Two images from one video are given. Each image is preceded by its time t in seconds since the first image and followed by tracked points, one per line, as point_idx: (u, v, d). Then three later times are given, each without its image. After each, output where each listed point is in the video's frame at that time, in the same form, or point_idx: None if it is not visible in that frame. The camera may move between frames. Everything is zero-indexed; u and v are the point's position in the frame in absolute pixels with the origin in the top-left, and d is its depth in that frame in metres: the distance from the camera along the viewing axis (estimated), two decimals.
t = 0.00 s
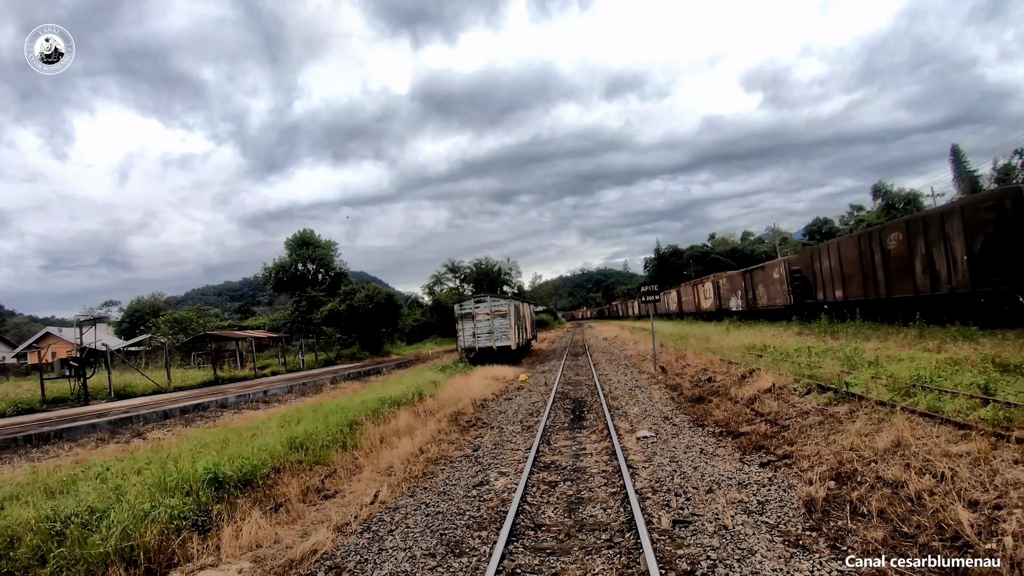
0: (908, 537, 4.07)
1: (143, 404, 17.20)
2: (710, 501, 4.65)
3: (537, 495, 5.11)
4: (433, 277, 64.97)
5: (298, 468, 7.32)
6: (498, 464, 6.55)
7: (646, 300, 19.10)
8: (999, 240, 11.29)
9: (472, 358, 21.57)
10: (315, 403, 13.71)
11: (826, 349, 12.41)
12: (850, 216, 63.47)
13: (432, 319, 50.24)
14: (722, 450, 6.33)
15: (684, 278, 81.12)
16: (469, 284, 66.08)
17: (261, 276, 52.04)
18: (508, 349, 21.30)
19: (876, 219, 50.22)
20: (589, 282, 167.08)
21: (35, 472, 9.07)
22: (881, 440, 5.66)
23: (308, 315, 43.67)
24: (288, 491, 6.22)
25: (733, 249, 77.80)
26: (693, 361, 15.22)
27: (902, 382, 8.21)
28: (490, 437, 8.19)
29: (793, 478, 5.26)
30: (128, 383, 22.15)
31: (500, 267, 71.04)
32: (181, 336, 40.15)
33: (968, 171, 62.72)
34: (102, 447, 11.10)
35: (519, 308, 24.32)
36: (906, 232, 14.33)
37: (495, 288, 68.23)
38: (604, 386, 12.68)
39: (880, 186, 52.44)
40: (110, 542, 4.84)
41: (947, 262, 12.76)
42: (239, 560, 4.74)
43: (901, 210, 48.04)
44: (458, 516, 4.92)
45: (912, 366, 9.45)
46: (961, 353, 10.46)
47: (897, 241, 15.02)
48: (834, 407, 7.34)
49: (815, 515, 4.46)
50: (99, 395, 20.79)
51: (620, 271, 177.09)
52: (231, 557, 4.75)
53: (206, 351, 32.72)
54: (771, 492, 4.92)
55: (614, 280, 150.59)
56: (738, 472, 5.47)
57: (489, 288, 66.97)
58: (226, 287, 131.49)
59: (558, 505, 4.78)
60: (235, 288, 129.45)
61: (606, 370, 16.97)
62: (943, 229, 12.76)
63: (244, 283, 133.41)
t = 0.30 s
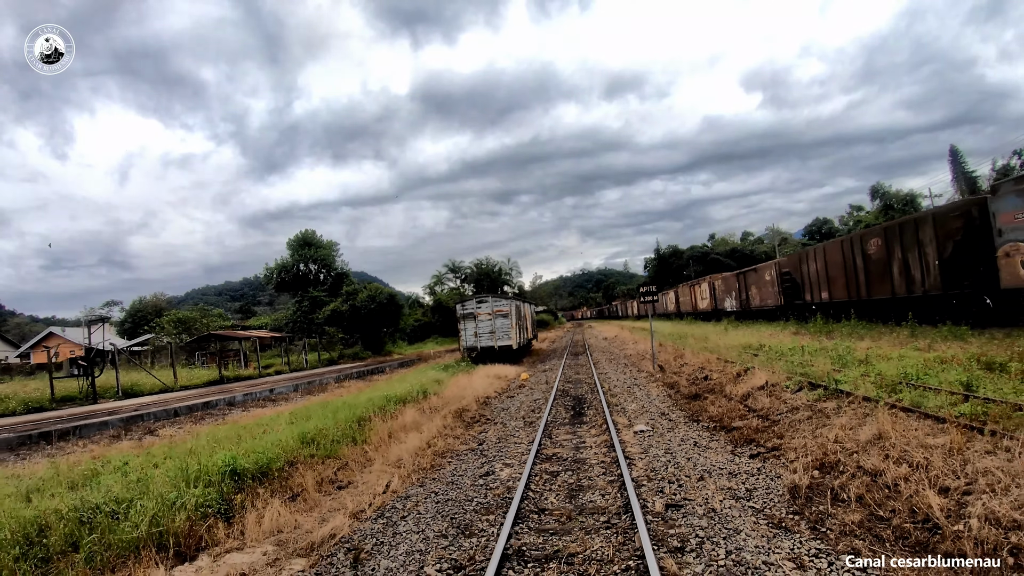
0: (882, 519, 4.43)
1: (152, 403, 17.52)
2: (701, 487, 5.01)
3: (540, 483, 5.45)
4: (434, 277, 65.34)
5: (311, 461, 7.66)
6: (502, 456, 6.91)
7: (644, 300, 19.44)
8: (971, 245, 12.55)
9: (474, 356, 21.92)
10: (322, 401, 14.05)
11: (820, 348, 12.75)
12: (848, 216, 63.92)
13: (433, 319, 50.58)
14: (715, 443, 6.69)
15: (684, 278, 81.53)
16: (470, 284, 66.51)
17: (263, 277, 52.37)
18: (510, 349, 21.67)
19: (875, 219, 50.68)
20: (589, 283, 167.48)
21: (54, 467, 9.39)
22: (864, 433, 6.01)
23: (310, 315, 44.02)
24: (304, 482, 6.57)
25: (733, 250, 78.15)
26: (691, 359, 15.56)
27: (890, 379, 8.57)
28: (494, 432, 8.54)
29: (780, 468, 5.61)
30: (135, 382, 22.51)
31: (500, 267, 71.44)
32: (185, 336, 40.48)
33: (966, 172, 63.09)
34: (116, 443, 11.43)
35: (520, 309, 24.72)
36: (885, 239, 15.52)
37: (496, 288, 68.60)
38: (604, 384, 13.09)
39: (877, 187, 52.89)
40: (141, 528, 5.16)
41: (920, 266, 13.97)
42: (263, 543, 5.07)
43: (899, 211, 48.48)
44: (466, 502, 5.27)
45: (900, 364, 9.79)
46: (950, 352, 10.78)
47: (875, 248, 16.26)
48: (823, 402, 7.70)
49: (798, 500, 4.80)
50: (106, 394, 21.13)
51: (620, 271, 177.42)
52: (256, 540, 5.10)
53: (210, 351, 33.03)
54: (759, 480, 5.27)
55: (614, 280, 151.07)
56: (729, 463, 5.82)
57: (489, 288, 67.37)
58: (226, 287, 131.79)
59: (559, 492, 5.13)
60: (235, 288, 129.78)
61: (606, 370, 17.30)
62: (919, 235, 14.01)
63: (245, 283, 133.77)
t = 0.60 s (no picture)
0: (861, 503, 4.76)
1: (160, 401, 17.82)
2: (693, 476, 5.37)
3: (543, 474, 5.79)
4: (434, 277, 65.68)
5: (324, 455, 8.00)
6: (507, 450, 7.25)
7: (643, 301, 19.77)
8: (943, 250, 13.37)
9: (475, 356, 22.27)
10: (328, 399, 14.36)
11: (814, 347, 13.06)
12: (847, 216, 64.33)
13: (434, 318, 50.93)
14: (708, 437, 7.05)
15: (683, 278, 81.90)
16: (471, 284, 66.90)
17: (265, 277, 52.70)
18: (511, 348, 22.01)
19: (873, 220, 51.15)
20: (589, 282, 167.83)
21: (73, 461, 9.71)
22: (849, 426, 6.34)
23: (312, 315, 44.35)
24: (319, 473, 6.92)
25: (733, 250, 78.49)
26: (689, 358, 15.89)
27: (878, 376, 8.92)
28: (497, 428, 8.90)
29: (768, 458, 5.96)
30: (142, 382, 22.81)
31: (500, 267, 71.76)
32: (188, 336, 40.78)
33: (963, 172, 63.48)
34: (129, 440, 11.73)
35: (521, 309, 25.05)
36: (867, 243, 16.37)
37: (496, 288, 68.98)
38: (603, 382, 13.48)
39: (875, 187, 53.31)
40: (170, 514, 5.45)
41: (897, 270, 14.83)
42: (285, 528, 5.42)
43: (897, 211, 48.87)
44: (474, 491, 5.62)
45: (890, 362, 10.13)
46: (941, 350, 11.09)
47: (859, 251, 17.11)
48: (813, 398, 8.05)
49: (784, 487, 5.16)
50: (114, 392, 21.45)
51: (619, 271, 177.80)
52: (277, 525, 5.44)
53: (214, 351, 33.32)
54: (748, 470, 5.62)
55: (614, 280, 151.37)
56: (720, 454, 6.18)
57: (490, 288, 67.75)
58: (227, 287, 131.98)
59: (561, 480, 5.47)
60: (235, 288, 129.95)
61: (606, 368, 17.61)
62: (896, 240, 14.83)
63: (245, 284, 133.99)
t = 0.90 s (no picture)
0: (842, 488, 5.06)
1: (168, 400, 18.15)
2: (686, 465, 5.72)
3: (546, 464, 6.13)
4: (435, 277, 66.04)
5: (335, 448, 8.34)
6: (510, 443, 7.60)
7: (642, 301, 20.13)
8: (919, 253, 14.48)
9: (478, 355, 22.65)
10: (334, 397, 14.68)
11: (808, 347, 13.38)
12: (846, 216, 64.73)
13: (435, 318, 51.32)
14: (703, 431, 7.40)
15: (683, 278, 82.27)
16: (472, 284, 67.29)
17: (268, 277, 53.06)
18: (513, 347, 22.37)
19: (871, 220, 51.58)
20: (589, 282, 168.21)
21: (90, 457, 10.03)
22: (834, 420, 6.68)
23: (314, 315, 44.71)
24: (333, 465, 7.27)
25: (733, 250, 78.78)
26: (686, 357, 16.23)
27: (867, 374, 9.27)
28: (501, 423, 9.26)
29: (758, 450, 6.29)
30: (149, 381, 23.17)
31: (500, 267, 72.08)
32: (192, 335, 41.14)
33: (962, 173, 63.84)
34: (143, 436, 12.06)
35: (522, 308, 25.36)
36: (851, 248, 17.40)
37: (496, 288, 69.31)
38: (603, 380, 13.86)
39: (873, 187, 53.74)
40: (195, 502, 5.74)
41: (876, 272, 15.86)
42: (303, 514, 5.76)
43: (895, 212, 49.28)
44: (481, 480, 5.95)
45: (879, 361, 10.48)
46: (930, 349, 11.41)
47: (843, 255, 18.11)
48: (803, 395, 8.40)
49: (771, 476, 5.49)
50: (122, 391, 21.81)
51: (619, 272, 178.11)
52: (297, 512, 5.78)
53: (218, 350, 33.64)
54: (739, 461, 5.96)
55: (614, 280, 151.75)
56: (713, 447, 6.52)
57: (491, 288, 68.18)
58: (227, 287, 132.18)
59: (563, 470, 5.82)
60: (235, 288, 130.20)
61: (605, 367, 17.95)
62: (875, 244, 15.89)
63: (246, 284, 134.28)
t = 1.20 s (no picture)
0: (825, 476, 5.39)
1: (176, 397, 18.48)
2: (679, 457, 6.06)
3: (548, 456, 6.48)
4: (435, 277, 66.35)
5: (346, 442, 8.68)
6: (514, 437, 7.96)
7: (640, 301, 20.49)
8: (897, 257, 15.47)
9: (479, 354, 23.05)
10: (339, 395, 15.00)
11: (803, 346, 13.71)
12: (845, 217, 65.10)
13: (436, 318, 51.70)
14: (697, 425, 7.75)
15: (683, 279, 82.60)
16: (472, 284, 67.66)
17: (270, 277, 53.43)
18: (514, 346, 22.71)
19: (869, 221, 51.91)
20: (589, 282, 168.55)
21: (107, 451, 10.38)
22: (822, 415, 7.01)
23: (317, 314, 45.06)
24: (345, 458, 7.63)
25: (733, 250, 79.10)
26: (684, 356, 16.56)
27: (857, 371, 9.64)
28: (504, 418, 9.62)
29: (748, 443, 6.64)
30: (156, 379, 23.51)
31: (500, 267, 72.39)
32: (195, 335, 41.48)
33: (960, 174, 64.20)
34: (155, 431, 12.40)
35: (523, 308, 25.70)
36: (835, 252, 18.38)
37: (497, 288, 69.65)
38: (602, 378, 14.25)
39: (871, 189, 54.10)
40: (218, 491, 6.07)
41: (858, 275, 16.94)
42: (320, 501, 6.11)
43: (894, 213, 49.62)
44: (487, 471, 6.31)
45: (869, 359, 10.81)
46: (920, 349, 11.72)
47: (828, 259, 19.15)
48: (794, 391, 8.75)
49: (759, 467, 5.83)
50: (129, 390, 22.15)
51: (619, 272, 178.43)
52: (313, 499, 6.13)
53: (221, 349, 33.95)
54: (730, 453, 6.31)
55: (614, 280, 152.01)
56: (706, 440, 6.87)
57: (491, 288, 68.53)
58: (227, 286, 132.45)
59: (564, 461, 6.18)
60: (235, 288, 130.42)
61: (605, 366, 18.29)
62: (857, 249, 16.97)
63: (246, 284, 134.55)
